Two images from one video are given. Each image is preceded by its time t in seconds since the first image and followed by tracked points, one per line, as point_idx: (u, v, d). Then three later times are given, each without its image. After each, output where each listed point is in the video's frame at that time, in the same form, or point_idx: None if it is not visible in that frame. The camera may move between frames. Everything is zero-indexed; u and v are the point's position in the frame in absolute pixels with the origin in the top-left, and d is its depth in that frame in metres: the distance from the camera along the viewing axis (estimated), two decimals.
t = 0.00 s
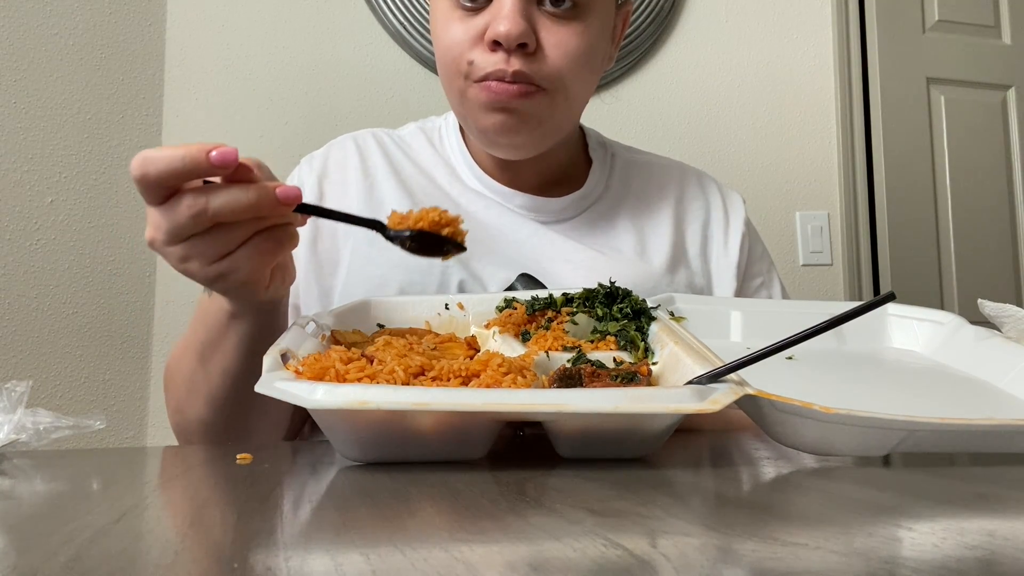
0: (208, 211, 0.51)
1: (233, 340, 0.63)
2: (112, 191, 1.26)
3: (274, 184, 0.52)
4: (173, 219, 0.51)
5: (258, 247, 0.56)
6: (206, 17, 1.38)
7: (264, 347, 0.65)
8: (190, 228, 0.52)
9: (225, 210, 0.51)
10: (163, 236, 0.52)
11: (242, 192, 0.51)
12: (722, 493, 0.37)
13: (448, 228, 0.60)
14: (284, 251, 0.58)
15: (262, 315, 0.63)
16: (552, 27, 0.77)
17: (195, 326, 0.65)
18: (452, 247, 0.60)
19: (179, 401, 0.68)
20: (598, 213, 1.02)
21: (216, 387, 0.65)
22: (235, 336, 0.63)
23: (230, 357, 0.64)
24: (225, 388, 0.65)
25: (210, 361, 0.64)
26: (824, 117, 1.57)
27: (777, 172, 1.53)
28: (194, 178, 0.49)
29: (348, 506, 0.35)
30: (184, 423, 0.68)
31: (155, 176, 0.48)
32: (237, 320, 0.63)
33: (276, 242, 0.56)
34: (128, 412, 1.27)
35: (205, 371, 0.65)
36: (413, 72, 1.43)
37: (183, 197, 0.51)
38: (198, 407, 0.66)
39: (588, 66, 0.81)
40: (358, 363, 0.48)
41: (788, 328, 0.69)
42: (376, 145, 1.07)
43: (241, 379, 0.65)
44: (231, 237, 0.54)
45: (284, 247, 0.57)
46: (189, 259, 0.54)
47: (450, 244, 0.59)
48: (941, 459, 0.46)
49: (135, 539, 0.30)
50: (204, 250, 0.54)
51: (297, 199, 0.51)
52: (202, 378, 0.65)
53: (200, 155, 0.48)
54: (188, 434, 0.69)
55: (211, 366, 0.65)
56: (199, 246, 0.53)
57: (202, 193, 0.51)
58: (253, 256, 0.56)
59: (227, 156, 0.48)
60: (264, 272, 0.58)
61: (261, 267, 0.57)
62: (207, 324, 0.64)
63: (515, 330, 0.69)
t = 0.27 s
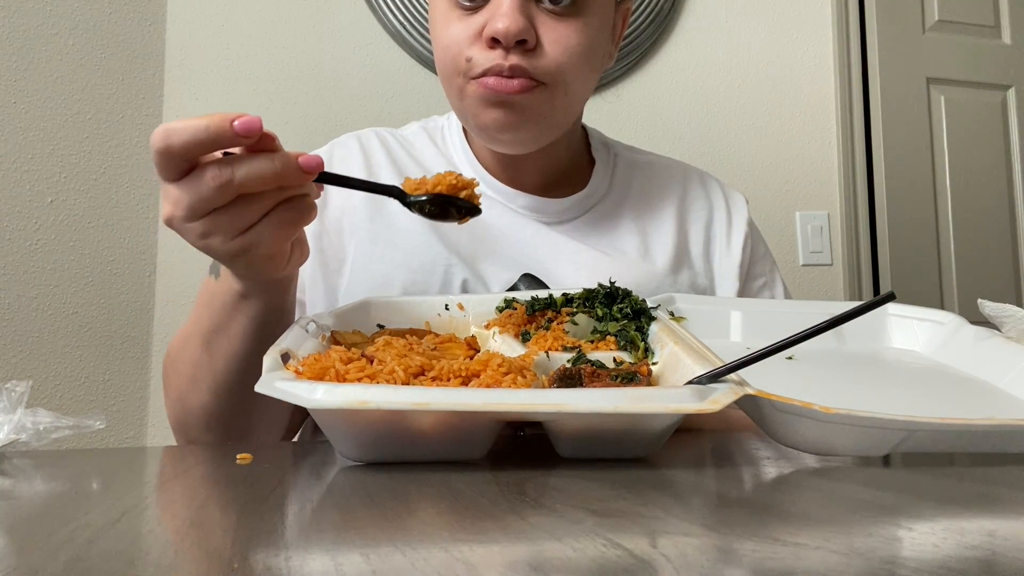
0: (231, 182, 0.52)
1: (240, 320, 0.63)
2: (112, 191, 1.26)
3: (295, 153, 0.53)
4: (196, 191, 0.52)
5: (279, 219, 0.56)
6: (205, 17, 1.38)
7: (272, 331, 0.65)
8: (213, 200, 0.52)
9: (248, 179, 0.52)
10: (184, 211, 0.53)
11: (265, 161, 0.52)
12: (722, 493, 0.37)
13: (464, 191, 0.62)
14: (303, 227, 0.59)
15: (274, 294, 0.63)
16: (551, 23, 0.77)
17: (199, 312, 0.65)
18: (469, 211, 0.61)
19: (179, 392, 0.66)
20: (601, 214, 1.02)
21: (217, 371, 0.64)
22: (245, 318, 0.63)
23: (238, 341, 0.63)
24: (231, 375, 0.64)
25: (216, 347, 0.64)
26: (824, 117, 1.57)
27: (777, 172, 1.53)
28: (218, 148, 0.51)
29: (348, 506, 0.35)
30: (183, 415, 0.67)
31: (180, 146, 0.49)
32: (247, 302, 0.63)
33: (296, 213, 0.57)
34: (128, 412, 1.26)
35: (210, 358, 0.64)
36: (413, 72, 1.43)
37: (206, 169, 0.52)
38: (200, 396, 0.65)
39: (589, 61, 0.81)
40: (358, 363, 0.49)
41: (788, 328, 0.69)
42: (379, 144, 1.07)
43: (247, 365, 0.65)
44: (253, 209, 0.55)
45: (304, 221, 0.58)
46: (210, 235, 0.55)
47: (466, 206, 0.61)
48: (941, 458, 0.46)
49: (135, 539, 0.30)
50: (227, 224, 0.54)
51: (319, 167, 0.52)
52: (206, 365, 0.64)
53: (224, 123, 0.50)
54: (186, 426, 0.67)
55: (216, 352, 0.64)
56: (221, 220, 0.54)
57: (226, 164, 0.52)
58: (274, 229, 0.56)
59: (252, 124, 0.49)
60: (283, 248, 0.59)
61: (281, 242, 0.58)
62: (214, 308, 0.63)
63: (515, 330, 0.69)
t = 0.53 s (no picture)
0: (235, 174, 0.52)
1: (237, 307, 0.63)
2: (112, 191, 1.26)
3: (297, 145, 0.53)
4: (198, 183, 0.52)
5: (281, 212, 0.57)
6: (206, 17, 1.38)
7: (268, 323, 0.65)
8: (215, 192, 0.53)
9: (251, 171, 0.52)
10: (185, 204, 0.53)
11: (267, 153, 0.52)
12: (722, 493, 0.37)
13: (464, 183, 0.63)
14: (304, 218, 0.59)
15: (273, 283, 0.63)
16: (550, 20, 0.77)
17: (193, 301, 0.64)
18: (467, 202, 0.63)
19: (169, 382, 0.65)
20: (601, 215, 1.02)
21: (212, 359, 0.63)
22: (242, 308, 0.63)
23: (233, 331, 0.63)
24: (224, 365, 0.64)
25: (210, 337, 0.63)
26: (824, 117, 1.57)
27: (777, 172, 1.53)
28: (220, 141, 0.51)
29: (348, 506, 0.35)
30: (173, 406, 0.66)
31: (182, 138, 0.49)
32: (244, 292, 0.62)
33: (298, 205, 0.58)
34: (128, 412, 1.26)
35: (203, 347, 0.63)
36: (413, 72, 1.43)
37: (208, 162, 0.52)
38: (191, 386, 0.64)
39: (589, 58, 0.81)
40: (358, 363, 0.48)
41: (789, 328, 0.69)
42: (379, 144, 1.07)
43: (242, 356, 0.64)
44: (255, 201, 0.55)
45: (306, 213, 0.59)
46: (213, 228, 0.55)
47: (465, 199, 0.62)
48: (942, 459, 0.46)
49: (134, 539, 0.29)
50: (229, 216, 0.55)
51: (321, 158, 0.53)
52: (199, 355, 0.64)
53: (226, 116, 0.49)
54: (175, 417, 0.67)
55: (210, 342, 0.63)
56: (223, 212, 0.54)
57: (229, 156, 0.52)
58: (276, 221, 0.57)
59: (254, 116, 0.49)
60: (284, 240, 0.59)
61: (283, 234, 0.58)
62: (210, 298, 0.63)
63: (515, 330, 0.69)
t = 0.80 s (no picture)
0: (236, 152, 0.49)
1: (219, 287, 0.59)
2: (112, 191, 1.26)
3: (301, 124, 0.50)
4: (196, 159, 0.49)
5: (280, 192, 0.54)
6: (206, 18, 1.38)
7: (251, 309, 0.61)
8: (214, 169, 0.49)
9: (255, 151, 0.49)
10: (181, 178, 0.50)
11: (271, 131, 0.49)
12: (722, 493, 0.37)
13: (461, 172, 0.62)
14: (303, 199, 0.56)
15: (260, 268, 0.59)
16: (543, 16, 0.77)
17: (176, 276, 0.61)
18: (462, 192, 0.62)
19: (142, 359, 0.63)
20: (600, 216, 1.02)
21: (187, 339, 0.61)
22: (224, 291, 0.59)
23: (213, 314, 0.60)
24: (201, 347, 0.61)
25: (190, 316, 0.60)
26: (824, 117, 1.57)
27: (777, 172, 1.53)
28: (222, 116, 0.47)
29: (348, 506, 0.35)
30: (141, 384, 0.63)
31: (182, 112, 0.46)
32: (228, 275, 0.59)
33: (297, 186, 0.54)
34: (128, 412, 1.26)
35: (181, 326, 0.61)
36: (413, 72, 1.43)
37: (208, 137, 0.49)
38: (163, 365, 0.62)
39: (582, 53, 0.80)
40: (358, 363, 0.48)
41: (789, 327, 0.69)
42: (377, 143, 1.07)
43: (219, 340, 0.61)
44: (254, 181, 0.52)
45: (304, 192, 0.56)
46: (209, 205, 0.52)
47: (462, 187, 0.61)
48: (941, 458, 0.46)
49: (134, 540, 0.29)
50: (227, 194, 0.52)
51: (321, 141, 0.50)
52: (176, 333, 0.61)
53: (230, 90, 0.46)
54: (143, 396, 0.64)
55: (189, 321, 0.60)
56: (221, 190, 0.51)
57: (231, 133, 0.49)
58: (274, 201, 0.54)
59: (259, 93, 0.45)
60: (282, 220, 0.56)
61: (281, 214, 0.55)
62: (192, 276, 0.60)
63: (515, 329, 0.69)
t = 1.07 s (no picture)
0: (269, 113, 0.47)
1: (217, 258, 0.57)
2: (112, 191, 1.26)
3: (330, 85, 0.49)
4: (226, 120, 0.47)
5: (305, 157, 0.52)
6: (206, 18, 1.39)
7: (247, 281, 0.59)
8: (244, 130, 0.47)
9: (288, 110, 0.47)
10: (207, 139, 0.47)
11: (303, 90, 0.47)
12: (722, 493, 0.37)
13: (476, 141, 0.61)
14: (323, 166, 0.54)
15: (265, 237, 0.57)
16: (538, 9, 0.77)
17: (167, 244, 0.58)
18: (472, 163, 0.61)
19: (121, 329, 0.59)
20: (599, 216, 1.02)
21: (176, 313, 0.58)
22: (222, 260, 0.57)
23: (208, 284, 0.58)
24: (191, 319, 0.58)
25: (181, 286, 0.57)
26: (824, 117, 1.57)
27: (777, 172, 1.53)
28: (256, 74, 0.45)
29: (348, 506, 0.35)
30: (117, 358, 0.59)
31: (216, 67, 0.44)
32: (228, 243, 0.57)
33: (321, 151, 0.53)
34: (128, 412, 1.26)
35: (170, 297, 0.58)
36: (413, 72, 1.43)
37: (237, 97, 0.46)
38: (145, 337, 0.58)
39: (579, 47, 0.80)
40: (358, 363, 0.49)
41: (789, 328, 0.69)
42: (374, 141, 1.07)
43: (210, 312, 0.59)
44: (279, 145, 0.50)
45: (325, 157, 0.54)
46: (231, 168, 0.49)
47: (475, 157, 0.60)
48: (941, 459, 0.46)
49: (134, 540, 0.29)
50: (250, 158, 0.50)
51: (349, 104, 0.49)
52: (163, 303, 0.58)
53: (266, 46, 0.45)
54: (118, 371, 0.60)
55: (179, 292, 0.58)
56: (246, 153, 0.49)
57: (263, 92, 0.47)
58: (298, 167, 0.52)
59: (295, 50, 0.45)
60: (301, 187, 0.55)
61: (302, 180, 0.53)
62: (188, 244, 0.57)
63: (516, 329, 0.69)
